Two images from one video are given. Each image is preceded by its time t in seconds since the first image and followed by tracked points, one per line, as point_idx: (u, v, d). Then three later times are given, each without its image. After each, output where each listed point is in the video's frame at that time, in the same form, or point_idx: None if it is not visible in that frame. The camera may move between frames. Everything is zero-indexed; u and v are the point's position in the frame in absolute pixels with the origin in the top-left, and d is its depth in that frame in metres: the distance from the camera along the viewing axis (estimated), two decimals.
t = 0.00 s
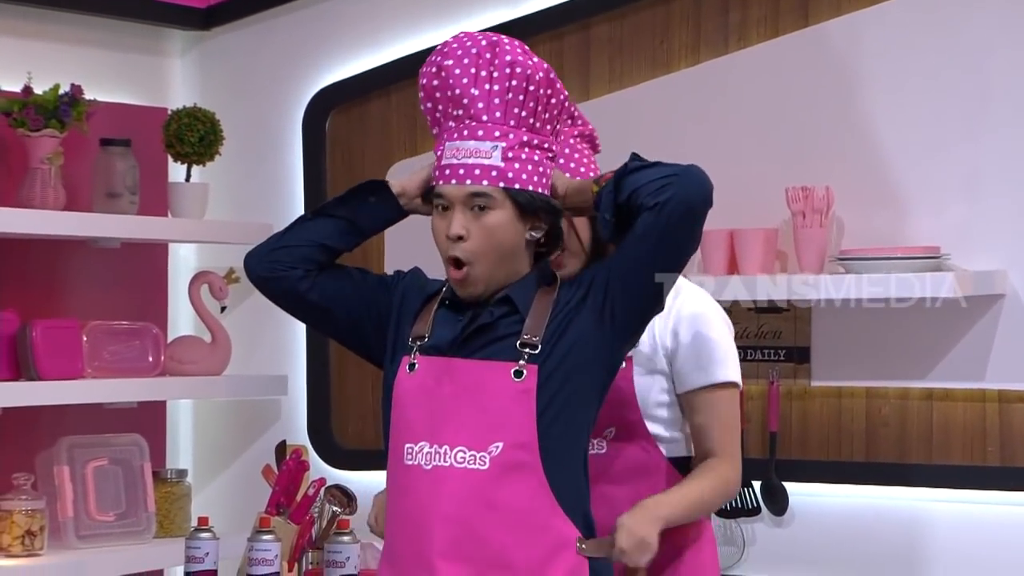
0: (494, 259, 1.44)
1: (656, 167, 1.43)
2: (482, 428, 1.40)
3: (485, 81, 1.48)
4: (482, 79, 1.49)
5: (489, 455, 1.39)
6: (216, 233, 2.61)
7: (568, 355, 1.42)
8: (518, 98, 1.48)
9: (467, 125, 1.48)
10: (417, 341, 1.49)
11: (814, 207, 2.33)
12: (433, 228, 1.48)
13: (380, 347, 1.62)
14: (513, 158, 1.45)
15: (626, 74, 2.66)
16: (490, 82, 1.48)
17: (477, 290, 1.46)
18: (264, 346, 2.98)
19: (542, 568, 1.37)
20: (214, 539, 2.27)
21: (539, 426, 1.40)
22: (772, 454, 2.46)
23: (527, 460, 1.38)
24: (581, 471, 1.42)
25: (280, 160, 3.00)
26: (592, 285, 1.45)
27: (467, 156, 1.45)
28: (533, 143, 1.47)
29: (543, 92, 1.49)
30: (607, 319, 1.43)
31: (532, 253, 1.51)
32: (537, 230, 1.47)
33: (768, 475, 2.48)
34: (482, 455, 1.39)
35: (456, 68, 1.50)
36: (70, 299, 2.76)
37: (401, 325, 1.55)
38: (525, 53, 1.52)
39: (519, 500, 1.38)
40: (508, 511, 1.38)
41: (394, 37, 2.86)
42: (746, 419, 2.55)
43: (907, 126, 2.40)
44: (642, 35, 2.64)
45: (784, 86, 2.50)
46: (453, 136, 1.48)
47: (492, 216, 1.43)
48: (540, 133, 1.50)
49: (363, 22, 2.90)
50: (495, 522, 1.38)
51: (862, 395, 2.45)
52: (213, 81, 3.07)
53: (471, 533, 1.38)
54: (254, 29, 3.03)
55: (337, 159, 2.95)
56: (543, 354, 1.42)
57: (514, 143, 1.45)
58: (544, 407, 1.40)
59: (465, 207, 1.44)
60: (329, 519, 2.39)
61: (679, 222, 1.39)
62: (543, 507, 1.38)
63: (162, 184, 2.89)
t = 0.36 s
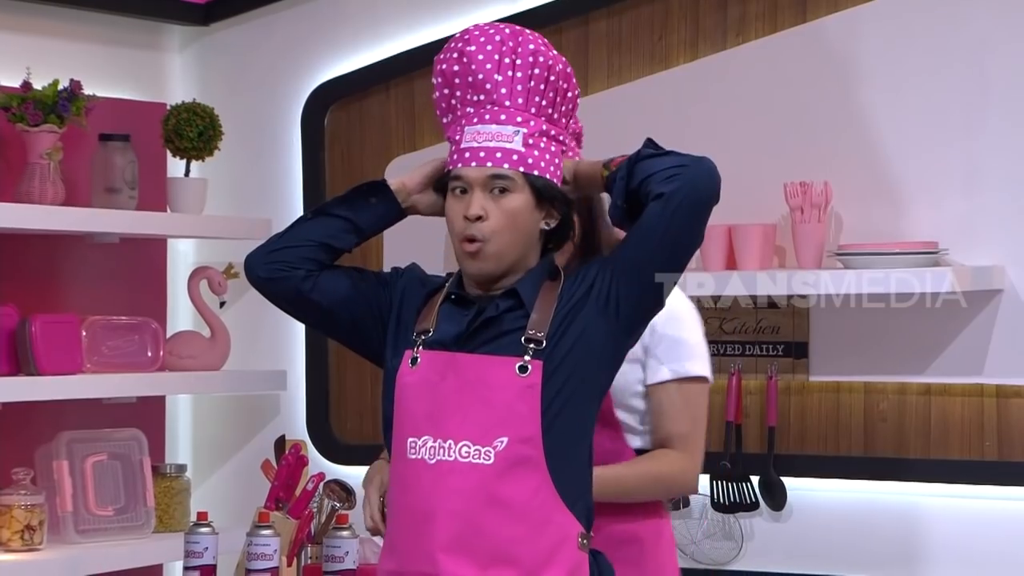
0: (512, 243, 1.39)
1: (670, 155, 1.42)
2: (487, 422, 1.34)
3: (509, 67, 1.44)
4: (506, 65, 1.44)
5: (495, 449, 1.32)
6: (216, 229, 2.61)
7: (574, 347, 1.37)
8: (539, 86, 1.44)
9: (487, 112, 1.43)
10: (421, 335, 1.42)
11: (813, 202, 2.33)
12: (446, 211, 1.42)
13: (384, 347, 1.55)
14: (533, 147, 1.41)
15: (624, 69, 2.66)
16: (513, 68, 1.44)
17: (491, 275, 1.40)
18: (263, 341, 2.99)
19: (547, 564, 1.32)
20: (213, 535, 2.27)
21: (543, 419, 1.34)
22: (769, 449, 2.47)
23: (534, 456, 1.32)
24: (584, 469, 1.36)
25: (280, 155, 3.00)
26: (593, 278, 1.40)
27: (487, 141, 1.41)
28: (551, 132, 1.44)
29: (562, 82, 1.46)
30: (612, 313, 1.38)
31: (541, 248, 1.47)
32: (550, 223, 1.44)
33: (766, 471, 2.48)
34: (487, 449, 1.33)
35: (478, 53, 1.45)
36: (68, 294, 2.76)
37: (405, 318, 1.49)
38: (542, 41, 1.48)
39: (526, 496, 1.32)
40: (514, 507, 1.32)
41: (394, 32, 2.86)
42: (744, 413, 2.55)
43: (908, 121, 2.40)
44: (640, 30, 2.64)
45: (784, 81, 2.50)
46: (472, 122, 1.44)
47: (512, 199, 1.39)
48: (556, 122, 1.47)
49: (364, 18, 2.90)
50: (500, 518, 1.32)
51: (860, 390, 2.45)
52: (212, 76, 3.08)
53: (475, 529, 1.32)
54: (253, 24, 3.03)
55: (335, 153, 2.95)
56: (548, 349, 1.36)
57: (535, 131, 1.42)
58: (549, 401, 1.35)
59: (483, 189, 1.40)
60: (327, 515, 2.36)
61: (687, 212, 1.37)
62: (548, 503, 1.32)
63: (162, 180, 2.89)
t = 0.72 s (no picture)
0: (526, 241, 1.42)
1: (667, 152, 1.46)
2: (491, 420, 1.37)
3: (526, 67, 1.45)
4: (524, 66, 1.45)
5: (499, 447, 1.36)
6: (220, 227, 2.63)
7: (576, 349, 1.41)
8: (555, 87, 1.46)
9: (504, 110, 1.45)
10: (424, 334, 1.45)
11: (812, 201, 2.34)
12: (459, 207, 1.44)
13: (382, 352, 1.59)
14: (548, 148, 1.44)
15: (624, 68, 2.68)
16: (531, 69, 1.46)
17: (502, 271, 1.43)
18: (266, 338, 3.00)
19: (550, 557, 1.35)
20: (216, 530, 2.31)
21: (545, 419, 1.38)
22: (768, 446, 2.49)
23: (536, 452, 1.36)
24: (585, 467, 1.41)
25: (283, 155, 3.02)
26: (598, 278, 1.44)
27: (504, 138, 1.43)
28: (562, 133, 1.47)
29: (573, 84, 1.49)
30: (615, 312, 1.42)
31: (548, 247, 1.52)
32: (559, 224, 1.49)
33: (766, 467, 2.50)
34: (491, 447, 1.36)
35: (496, 51, 1.46)
36: (71, 292, 2.78)
37: (406, 322, 1.51)
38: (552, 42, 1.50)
39: (529, 493, 1.35)
40: (518, 503, 1.35)
41: (396, 32, 2.88)
42: (744, 410, 2.56)
43: (907, 120, 2.41)
44: (640, 29, 2.65)
45: (784, 81, 2.52)
46: (487, 119, 1.45)
47: (528, 199, 1.42)
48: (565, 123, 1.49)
49: (366, 18, 2.92)
50: (503, 514, 1.35)
51: (859, 387, 2.46)
52: (215, 75, 3.09)
53: (479, 526, 1.35)
54: (256, 23, 3.05)
55: (336, 152, 2.96)
56: (552, 351, 1.40)
57: (549, 133, 1.44)
58: (551, 403, 1.39)
59: (499, 187, 1.42)
60: (329, 511, 2.40)
61: (688, 208, 1.41)
62: (550, 499, 1.36)
63: (166, 179, 2.91)
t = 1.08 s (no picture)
0: (527, 243, 1.43)
1: (662, 152, 1.48)
2: (487, 419, 1.38)
3: (524, 69, 1.47)
4: (522, 67, 1.47)
5: (496, 446, 1.36)
6: (224, 225, 2.65)
7: (576, 349, 1.41)
8: (552, 88, 1.48)
9: (503, 111, 1.46)
10: (423, 333, 1.46)
11: (812, 199, 2.35)
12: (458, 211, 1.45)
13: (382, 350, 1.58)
14: (547, 149, 1.45)
15: (625, 68, 2.69)
16: (528, 70, 1.47)
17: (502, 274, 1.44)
18: (268, 337, 3.02)
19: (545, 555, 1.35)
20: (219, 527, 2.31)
21: (542, 419, 1.38)
22: (768, 444, 2.50)
23: (533, 451, 1.36)
24: (583, 466, 1.41)
25: (285, 154, 3.04)
26: (596, 280, 1.45)
27: (502, 141, 1.44)
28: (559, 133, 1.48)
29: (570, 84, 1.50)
30: (612, 313, 1.43)
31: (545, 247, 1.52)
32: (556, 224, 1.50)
33: (766, 464, 2.52)
34: (487, 447, 1.36)
35: (493, 53, 1.48)
36: (76, 291, 2.79)
37: (404, 318, 1.51)
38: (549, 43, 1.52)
39: (525, 492, 1.35)
40: (515, 502, 1.35)
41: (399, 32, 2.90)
42: (744, 408, 2.57)
43: (906, 120, 2.43)
44: (641, 29, 2.67)
45: (783, 80, 2.53)
46: (485, 121, 1.47)
47: (528, 201, 1.43)
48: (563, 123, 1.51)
49: (368, 18, 2.94)
50: (499, 513, 1.35)
51: (858, 385, 2.48)
52: (218, 75, 3.11)
53: (475, 525, 1.35)
54: (259, 24, 3.07)
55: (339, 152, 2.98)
56: (551, 352, 1.40)
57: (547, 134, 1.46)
58: (550, 401, 1.39)
59: (499, 190, 1.43)
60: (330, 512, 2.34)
61: (683, 208, 1.42)
62: (546, 498, 1.36)
63: (169, 178, 2.92)
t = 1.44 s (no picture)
0: (518, 247, 1.40)
1: (653, 148, 1.45)
2: (486, 418, 1.35)
3: (511, 71, 1.43)
4: (508, 69, 1.43)
5: (494, 446, 1.33)
6: (228, 225, 2.66)
7: (573, 351, 1.39)
8: (542, 89, 1.44)
9: (491, 117, 1.42)
10: (422, 335, 1.43)
11: (812, 200, 2.36)
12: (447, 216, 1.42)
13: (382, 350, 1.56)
14: (535, 153, 1.42)
15: (627, 69, 2.70)
16: (516, 72, 1.43)
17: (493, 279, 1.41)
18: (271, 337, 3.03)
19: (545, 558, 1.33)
20: (223, 526, 2.32)
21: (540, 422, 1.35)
22: (769, 443, 2.52)
23: (532, 452, 1.33)
24: (583, 470, 1.38)
25: (288, 155, 3.04)
26: (591, 280, 1.43)
27: (489, 146, 1.41)
28: (549, 135, 1.44)
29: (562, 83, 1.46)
30: (608, 313, 1.41)
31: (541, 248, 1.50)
32: (550, 225, 1.47)
33: (767, 464, 2.53)
34: (485, 447, 1.34)
35: (481, 55, 1.44)
36: (80, 290, 2.80)
37: (403, 317, 1.49)
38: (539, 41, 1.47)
39: (525, 493, 1.32)
40: (515, 502, 1.32)
41: (402, 32, 2.91)
42: (745, 407, 2.59)
43: (906, 120, 2.44)
44: (642, 30, 2.68)
45: (785, 80, 2.54)
46: (473, 125, 1.43)
47: (518, 204, 1.40)
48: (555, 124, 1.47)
49: (372, 19, 2.95)
50: (498, 513, 1.32)
51: (859, 384, 2.49)
52: (220, 76, 3.11)
53: (473, 527, 1.32)
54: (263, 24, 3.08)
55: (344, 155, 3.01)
56: (548, 354, 1.38)
57: (536, 137, 1.42)
58: (547, 403, 1.36)
59: (489, 194, 1.40)
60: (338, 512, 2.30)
61: (675, 205, 1.40)
62: (545, 498, 1.33)
63: (173, 178, 2.93)
